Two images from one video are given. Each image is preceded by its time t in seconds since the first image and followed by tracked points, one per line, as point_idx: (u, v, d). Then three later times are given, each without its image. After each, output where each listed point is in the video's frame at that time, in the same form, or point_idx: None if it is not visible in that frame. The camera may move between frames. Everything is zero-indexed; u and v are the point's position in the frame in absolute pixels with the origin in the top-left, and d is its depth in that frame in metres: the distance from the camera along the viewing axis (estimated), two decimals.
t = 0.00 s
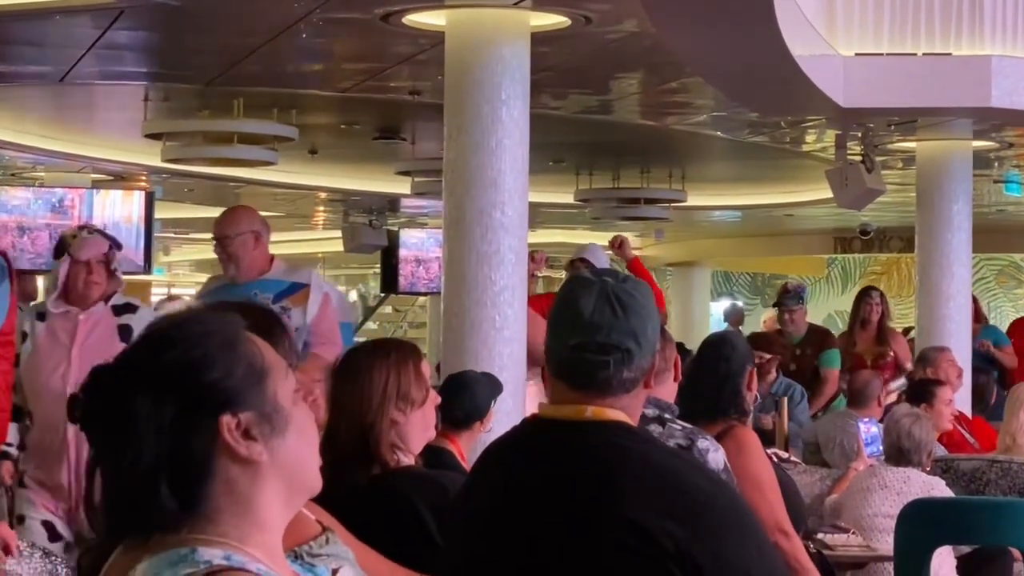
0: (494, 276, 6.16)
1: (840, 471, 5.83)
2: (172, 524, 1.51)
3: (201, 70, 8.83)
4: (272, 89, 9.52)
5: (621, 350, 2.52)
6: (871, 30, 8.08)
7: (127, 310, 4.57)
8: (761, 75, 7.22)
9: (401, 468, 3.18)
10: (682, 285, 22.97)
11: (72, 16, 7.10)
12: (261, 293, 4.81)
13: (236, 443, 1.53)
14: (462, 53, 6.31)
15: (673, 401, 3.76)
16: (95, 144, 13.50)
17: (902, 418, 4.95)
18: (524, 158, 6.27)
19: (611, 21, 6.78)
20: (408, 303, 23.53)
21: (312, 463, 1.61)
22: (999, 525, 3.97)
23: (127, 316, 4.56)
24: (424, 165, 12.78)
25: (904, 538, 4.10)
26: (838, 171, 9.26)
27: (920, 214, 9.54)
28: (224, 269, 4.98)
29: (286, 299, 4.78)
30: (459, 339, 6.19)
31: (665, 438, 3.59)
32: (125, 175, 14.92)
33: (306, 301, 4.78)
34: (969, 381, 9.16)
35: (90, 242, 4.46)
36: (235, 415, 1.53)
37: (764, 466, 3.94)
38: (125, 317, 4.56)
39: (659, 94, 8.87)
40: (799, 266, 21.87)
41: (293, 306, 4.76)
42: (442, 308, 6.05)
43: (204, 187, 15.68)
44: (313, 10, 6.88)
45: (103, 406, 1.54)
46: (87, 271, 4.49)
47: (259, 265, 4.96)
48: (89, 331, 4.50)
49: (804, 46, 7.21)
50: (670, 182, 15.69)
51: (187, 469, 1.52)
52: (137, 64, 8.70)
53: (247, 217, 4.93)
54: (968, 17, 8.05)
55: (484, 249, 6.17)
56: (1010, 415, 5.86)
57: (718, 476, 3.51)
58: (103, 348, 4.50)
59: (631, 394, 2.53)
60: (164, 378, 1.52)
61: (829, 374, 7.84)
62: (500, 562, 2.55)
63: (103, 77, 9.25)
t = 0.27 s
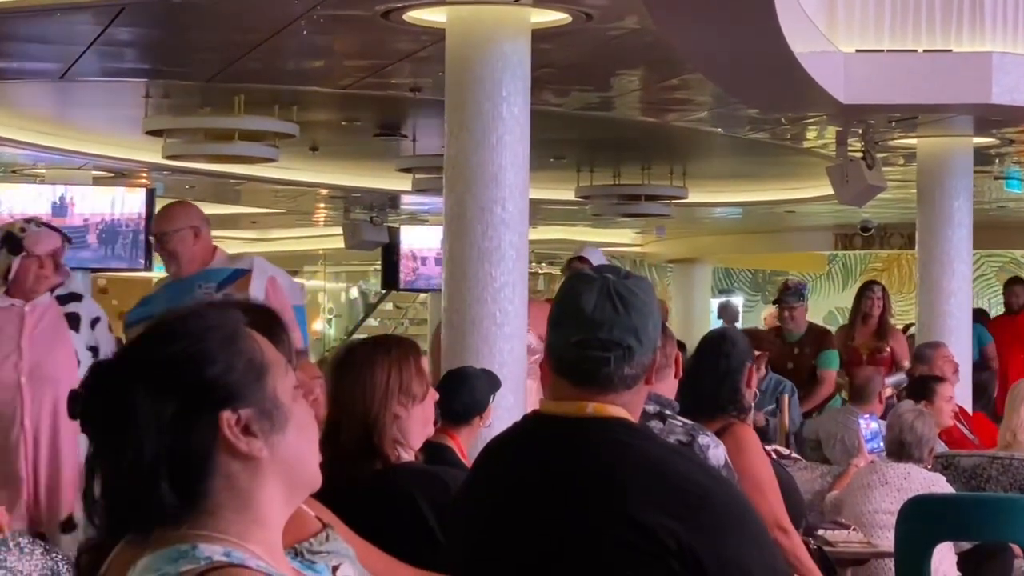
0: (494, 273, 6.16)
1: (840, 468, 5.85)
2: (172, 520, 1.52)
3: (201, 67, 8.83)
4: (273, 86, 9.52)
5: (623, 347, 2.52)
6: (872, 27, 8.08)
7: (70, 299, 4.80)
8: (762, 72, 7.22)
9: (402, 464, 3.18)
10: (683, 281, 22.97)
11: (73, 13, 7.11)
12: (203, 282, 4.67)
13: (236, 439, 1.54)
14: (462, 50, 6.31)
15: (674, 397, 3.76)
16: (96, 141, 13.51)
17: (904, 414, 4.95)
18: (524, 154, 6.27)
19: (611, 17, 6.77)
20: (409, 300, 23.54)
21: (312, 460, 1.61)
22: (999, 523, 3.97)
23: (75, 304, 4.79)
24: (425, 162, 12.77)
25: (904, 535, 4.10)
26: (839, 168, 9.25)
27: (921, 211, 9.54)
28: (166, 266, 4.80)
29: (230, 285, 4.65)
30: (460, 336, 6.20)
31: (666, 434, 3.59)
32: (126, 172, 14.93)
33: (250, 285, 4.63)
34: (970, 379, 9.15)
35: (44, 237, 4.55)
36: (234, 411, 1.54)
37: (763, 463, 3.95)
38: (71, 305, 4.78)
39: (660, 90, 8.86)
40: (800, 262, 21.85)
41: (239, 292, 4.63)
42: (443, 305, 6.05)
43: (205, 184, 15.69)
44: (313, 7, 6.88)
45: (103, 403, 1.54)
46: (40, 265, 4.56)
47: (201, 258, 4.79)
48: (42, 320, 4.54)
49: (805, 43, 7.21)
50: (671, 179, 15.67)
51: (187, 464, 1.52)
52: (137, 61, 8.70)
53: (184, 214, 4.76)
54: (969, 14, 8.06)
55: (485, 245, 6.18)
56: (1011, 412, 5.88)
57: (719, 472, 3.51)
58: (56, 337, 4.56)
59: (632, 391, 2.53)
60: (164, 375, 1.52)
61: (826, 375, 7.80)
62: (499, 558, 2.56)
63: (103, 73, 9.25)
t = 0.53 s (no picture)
0: (494, 270, 6.16)
1: (841, 464, 5.85)
2: (173, 518, 1.52)
3: (202, 63, 8.83)
4: (274, 82, 9.52)
5: (624, 343, 2.51)
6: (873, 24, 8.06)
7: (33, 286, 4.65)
8: (763, 68, 7.22)
9: (404, 460, 3.19)
10: (683, 278, 22.97)
11: (73, 9, 7.10)
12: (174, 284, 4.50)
13: (237, 436, 1.54)
14: (463, 47, 6.30)
15: (676, 394, 3.75)
16: (96, 138, 13.50)
17: (907, 410, 4.94)
18: (525, 151, 6.27)
19: (612, 14, 6.77)
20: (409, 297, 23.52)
21: (314, 457, 1.61)
22: (1000, 519, 3.97)
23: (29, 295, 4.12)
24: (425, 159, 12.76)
25: (906, 530, 4.11)
26: (840, 165, 9.25)
27: (921, 207, 9.54)
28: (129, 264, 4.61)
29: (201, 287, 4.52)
30: (460, 332, 6.20)
31: (667, 431, 3.59)
32: (126, 169, 14.92)
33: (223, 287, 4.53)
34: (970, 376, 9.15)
35: None
36: (236, 407, 1.54)
37: (764, 460, 3.94)
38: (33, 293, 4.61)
39: (660, 87, 8.86)
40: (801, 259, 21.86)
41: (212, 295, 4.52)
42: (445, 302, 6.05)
43: (205, 181, 15.69)
44: (314, 4, 6.88)
45: (104, 400, 1.54)
46: None
47: (166, 257, 4.58)
48: None
49: (806, 39, 7.20)
50: (672, 176, 15.67)
51: (188, 462, 1.52)
52: (137, 57, 8.70)
53: (149, 210, 4.58)
54: (970, 10, 8.03)
55: (485, 242, 6.18)
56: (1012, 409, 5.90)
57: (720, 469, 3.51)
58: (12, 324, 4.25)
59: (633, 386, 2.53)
60: (164, 372, 1.52)
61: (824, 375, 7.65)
62: (500, 555, 2.56)
63: (103, 70, 9.25)
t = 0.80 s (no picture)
0: (495, 266, 6.16)
1: (842, 461, 5.86)
2: (174, 514, 1.52)
3: (202, 60, 8.83)
4: (274, 79, 9.51)
5: (625, 340, 2.52)
6: (873, 20, 8.05)
7: None
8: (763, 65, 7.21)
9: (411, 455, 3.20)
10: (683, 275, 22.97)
11: (73, 6, 7.10)
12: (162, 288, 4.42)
13: (238, 432, 1.54)
14: (464, 43, 6.30)
15: (676, 391, 3.75)
16: (96, 135, 13.49)
17: (908, 406, 4.93)
18: (526, 148, 6.27)
19: (613, 11, 6.77)
20: (410, 294, 23.52)
21: (314, 454, 1.61)
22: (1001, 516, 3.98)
23: None
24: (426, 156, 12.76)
25: (905, 529, 4.09)
26: (841, 161, 9.25)
27: (922, 204, 9.54)
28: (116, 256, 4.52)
29: (187, 290, 4.46)
30: (460, 329, 6.19)
31: (668, 428, 3.59)
32: (127, 166, 14.91)
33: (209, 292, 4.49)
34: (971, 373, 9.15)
35: None
36: (237, 404, 1.54)
37: (764, 457, 3.94)
38: None
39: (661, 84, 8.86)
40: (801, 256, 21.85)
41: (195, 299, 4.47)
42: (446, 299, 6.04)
43: (206, 178, 15.69)
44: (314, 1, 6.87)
45: (105, 395, 1.54)
46: None
47: (155, 255, 4.51)
48: None
49: (806, 35, 7.20)
50: (672, 172, 15.67)
51: (190, 459, 1.52)
52: (138, 54, 8.69)
53: (143, 204, 4.51)
54: (970, 6, 8.02)
55: (486, 239, 6.18)
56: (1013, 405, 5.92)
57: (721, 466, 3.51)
58: None
59: (635, 380, 2.53)
60: (165, 369, 1.52)
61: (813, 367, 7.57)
62: (500, 551, 2.56)
63: (103, 67, 9.25)
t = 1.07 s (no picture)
0: (495, 263, 6.16)
1: (842, 458, 5.86)
2: (174, 512, 1.53)
3: (202, 58, 8.83)
4: (274, 76, 9.52)
5: (591, 328, 2.53)
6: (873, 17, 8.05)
7: None
8: (762, 62, 7.22)
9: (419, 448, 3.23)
10: (684, 272, 22.96)
11: (73, 3, 7.10)
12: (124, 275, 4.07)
13: (238, 428, 1.54)
14: (464, 40, 6.30)
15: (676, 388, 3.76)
16: (97, 132, 13.51)
17: (908, 404, 4.94)
18: (526, 145, 6.27)
19: (613, 8, 6.76)
20: (411, 291, 23.52)
21: (313, 451, 1.61)
22: (1000, 514, 3.97)
23: None
24: (426, 153, 12.76)
25: (906, 525, 4.13)
26: (841, 158, 9.24)
27: (922, 201, 9.54)
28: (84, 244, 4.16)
29: (155, 283, 4.10)
30: (461, 326, 6.20)
31: (669, 425, 3.59)
32: (128, 163, 14.92)
33: (179, 285, 4.12)
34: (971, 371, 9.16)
35: None
36: (237, 400, 1.54)
37: (764, 454, 3.95)
38: None
39: (661, 81, 8.85)
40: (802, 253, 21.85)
41: (163, 292, 4.11)
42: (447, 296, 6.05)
43: (206, 176, 15.70)
44: None
45: (105, 391, 1.54)
46: None
47: (126, 242, 4.15)
48: None
49: (806, 32, 7.19)
50: (673, 169, 15.66)
51: (190, 456, 1.52)
52: (138, 51, 8.70)
53: (114, 188, 4.14)
54: (970, 3, 8.02)
55: (486, 236, 6.18)
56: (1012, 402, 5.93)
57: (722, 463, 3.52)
58: None
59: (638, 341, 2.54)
60: (164, 364, 1.52)
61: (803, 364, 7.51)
62: (500, 548, 2.56)
63: (103, 64, 9.25)
